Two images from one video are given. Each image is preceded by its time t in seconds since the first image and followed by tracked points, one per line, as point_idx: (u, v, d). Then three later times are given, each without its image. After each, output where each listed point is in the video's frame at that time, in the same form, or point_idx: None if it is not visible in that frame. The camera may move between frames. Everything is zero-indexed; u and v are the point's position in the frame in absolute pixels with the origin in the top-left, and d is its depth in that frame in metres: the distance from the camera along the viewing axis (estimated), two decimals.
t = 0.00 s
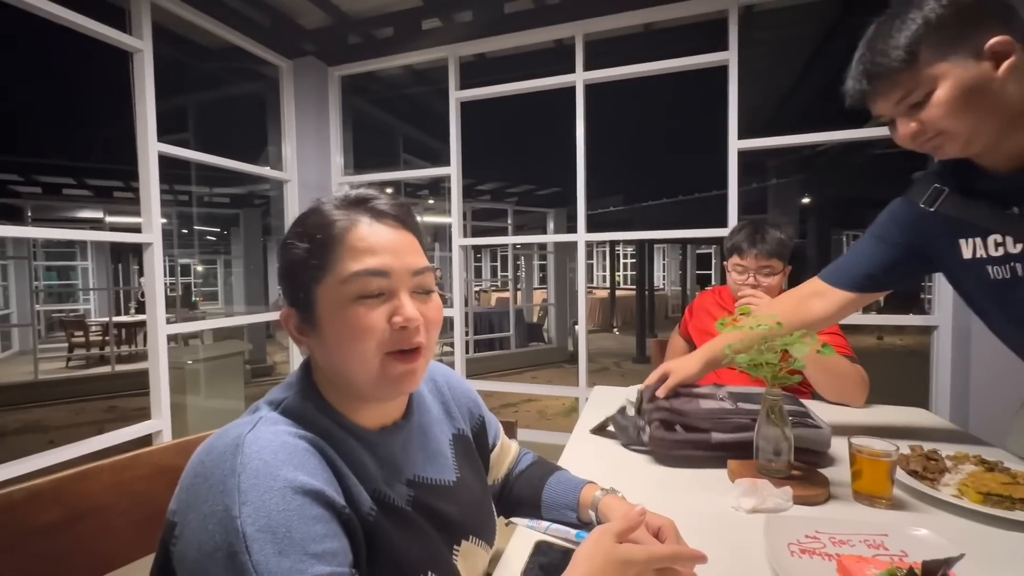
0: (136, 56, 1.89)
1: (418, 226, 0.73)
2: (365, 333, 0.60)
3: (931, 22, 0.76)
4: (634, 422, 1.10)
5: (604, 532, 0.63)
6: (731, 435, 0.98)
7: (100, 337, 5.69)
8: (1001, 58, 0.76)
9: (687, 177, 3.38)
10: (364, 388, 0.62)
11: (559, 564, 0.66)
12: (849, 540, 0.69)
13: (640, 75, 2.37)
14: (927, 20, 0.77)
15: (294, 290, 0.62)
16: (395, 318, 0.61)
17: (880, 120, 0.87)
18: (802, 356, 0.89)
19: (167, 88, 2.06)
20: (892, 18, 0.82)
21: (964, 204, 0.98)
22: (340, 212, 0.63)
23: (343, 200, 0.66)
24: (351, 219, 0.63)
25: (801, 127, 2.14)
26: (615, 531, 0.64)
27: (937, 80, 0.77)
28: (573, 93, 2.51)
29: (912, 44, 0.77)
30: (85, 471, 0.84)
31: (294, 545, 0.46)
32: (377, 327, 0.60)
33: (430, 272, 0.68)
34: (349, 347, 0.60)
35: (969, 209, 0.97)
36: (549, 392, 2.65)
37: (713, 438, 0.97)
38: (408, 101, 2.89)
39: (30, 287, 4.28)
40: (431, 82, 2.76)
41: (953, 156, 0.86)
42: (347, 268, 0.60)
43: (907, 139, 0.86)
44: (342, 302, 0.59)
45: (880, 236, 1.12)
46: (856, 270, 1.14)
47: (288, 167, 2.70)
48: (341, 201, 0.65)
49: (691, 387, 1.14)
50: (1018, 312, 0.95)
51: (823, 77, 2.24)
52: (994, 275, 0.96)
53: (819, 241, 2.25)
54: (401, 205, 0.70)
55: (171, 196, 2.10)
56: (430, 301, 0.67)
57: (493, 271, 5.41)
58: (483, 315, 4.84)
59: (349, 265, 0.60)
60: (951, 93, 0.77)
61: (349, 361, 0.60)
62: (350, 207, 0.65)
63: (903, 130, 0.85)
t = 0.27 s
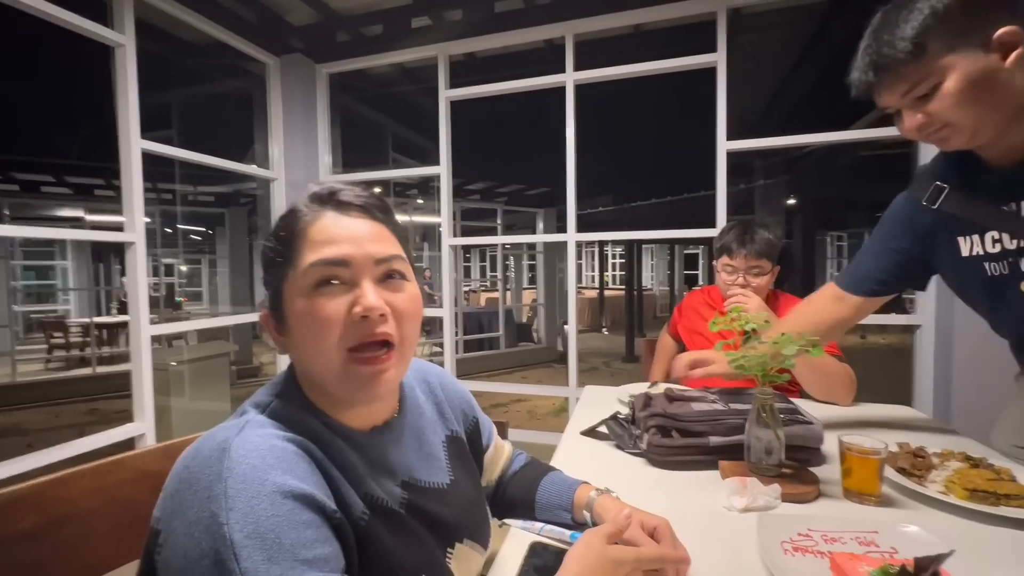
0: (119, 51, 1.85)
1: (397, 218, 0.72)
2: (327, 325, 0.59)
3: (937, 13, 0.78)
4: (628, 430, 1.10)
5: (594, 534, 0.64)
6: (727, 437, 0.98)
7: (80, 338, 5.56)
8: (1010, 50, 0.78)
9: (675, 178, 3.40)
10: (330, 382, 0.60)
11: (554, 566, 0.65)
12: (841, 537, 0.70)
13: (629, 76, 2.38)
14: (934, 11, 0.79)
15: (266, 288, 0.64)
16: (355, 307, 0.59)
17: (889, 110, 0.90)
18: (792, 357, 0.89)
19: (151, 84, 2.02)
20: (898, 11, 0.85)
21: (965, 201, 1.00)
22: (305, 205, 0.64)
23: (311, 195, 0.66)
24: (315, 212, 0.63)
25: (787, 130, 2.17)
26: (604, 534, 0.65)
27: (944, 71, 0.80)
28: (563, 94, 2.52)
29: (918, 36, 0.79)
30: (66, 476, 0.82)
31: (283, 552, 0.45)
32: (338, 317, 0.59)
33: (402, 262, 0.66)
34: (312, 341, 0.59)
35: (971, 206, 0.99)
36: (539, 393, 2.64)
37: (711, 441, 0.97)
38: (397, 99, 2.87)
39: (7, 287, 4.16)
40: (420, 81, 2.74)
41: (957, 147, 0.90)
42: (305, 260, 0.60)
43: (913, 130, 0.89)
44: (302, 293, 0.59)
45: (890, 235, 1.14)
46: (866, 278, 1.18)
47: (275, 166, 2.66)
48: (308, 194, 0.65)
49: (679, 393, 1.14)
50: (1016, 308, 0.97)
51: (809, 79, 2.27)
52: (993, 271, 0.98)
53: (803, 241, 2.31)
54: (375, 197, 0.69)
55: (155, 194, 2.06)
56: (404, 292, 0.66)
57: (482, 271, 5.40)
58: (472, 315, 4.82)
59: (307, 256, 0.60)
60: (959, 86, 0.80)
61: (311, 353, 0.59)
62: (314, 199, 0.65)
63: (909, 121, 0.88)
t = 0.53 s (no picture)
0: (93, 45, 1.80)
1: (387, 221, 0.70)
2: (316, 338, 0.58)
3: (935, 24, 0.78)
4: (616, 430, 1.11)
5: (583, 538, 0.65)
6: (713, 436, 1.00)
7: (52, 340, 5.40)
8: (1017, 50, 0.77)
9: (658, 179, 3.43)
10: (316, 394, 0.60)
11: (545, 568, 0.65)
12: (824, 534, 0.71)
13: (614, 78, 2.40)
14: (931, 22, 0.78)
15: (253, 294, 0.62)
16: (345, 321, 0.59)
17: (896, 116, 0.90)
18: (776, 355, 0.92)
19: (127, 79, 1.97)
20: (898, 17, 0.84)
21: (969, 201, 1.02)
22: (294, 210, 0.62)
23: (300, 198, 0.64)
24: (303, 217, 0.61)
25: (767, 133, 2.22)
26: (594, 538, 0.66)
27: (946, 80, 0.79)
28: (549, 95, 2.53)
29: (919, 46, 0.79)
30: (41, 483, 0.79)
31: (273, 561, 0.45)
32: (327, 331, 0.58)
33: (396, 270, 0.65)
34: (300, 353, 0.58)
35: (976, 203, 1.02)
36: (524, 393, 2.65)
37: (697, 441, 0.99)
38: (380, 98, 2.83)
39: None
40: (405, 80, 2.73)
41: (971, 147, 0.89)
42: (295, 270, 0.59)
43: (924, 133, 0.89)
44: (290, 303, 0.58)
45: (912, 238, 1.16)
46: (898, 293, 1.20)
47: (256, 164, 2.62)
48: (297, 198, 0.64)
49: (665, 394, 1.16)
50: (1004, 304, 1.00)
51: (788, 84, 2.32)
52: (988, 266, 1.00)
53: (784, 241, 2.29)
54: (366, 200, 0.67)
55: (132, 192, 2.01)
56: (396, 302, 0.65)
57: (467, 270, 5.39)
58: (457, 316, 4.81)
59: (297, 266, 0.59)
60: (963, 91, 0.79)
61: (298, 364, 0.59)
62: (303, 203, 0.63)
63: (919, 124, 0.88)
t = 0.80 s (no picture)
0: (72, 41, 1.76)
1: (388, 233, 0.70)
2: (326, 348, 0.58)
3: (916, 47, 0.81)
4: (603, 432, 1.12)
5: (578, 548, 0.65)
6: (699, 437, 1.01)
7: (27, 342, 5.26)
8: (994, 65, 0.78)
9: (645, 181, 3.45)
10: (321, 404, 0.59)
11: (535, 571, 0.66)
12: (807, 533, 0.73)
13: (601, 81, 2.41)
14: (914, 45, 0.81)
15: (253, 300, 0.60)
16: (357, 333, 0.59)
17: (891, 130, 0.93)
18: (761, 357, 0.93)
19: (108, 76, 1.93)
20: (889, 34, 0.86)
21: (969, 201, 1.02)
22: (300, 218, 0.60)
23: (305, 205, 0.62)
24: (311, 226, 0.59)
25: (751, 136, 2.25)
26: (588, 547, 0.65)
27: (927, 99, 0.82)
28: (537, 96, 2.53)
29: (902, 69, 0.83)
30: (18, 494, 0.77)
31: (265, 569, 0.45)
32: (338, 342, 0.58)
33: (399, 282, 0.66)
34: (308, 362, 0.58)
35: (974, 203, 1.01)
36: (513, 394, 2.65)
37: (683, 442, 1.00)
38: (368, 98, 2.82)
39: None
40: (392, 80, 2.71)
41: (965, 154, 0.91)
42: (308, 281, 0.57)
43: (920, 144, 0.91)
44: (299, 315, 0.57)
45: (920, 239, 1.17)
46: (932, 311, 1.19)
47: (241, 164, 2.58)
48: (302, 205, 0.62)
49: (652, 395, 1.17)
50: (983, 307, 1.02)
51: (773, 88, 2.35)
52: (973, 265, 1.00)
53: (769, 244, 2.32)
54: (369, 213, 0.66)
55: (112, 191, 1.97)
56: (399, 313, 0.65)
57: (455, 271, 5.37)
58: (444, 316, 4.79)
59: (310, 277, 0.57)
60: (945, 108, 0.82)
61: (305, 374, 0.58)
62: (309, 211, 0.61)
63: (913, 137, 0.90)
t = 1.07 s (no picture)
0: (53, 37, 1.73)
1: (389, 243, 0.69)
2: (336, 354, 0.57)
3: (903, 47, 0.82)
4: (591, 432, 1.13)
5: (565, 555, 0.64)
6: (685, 437, 1.02)
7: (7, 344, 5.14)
8: (975, 65, 0.80)
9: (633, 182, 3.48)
10: (328, 409, 0.59)
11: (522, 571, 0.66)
12: (789, 530, 0.74)
13: (590, 82, 2.43)
14: (904, 48, 0.82)
15: (256, 303, 0.57)
16: (367, 339, 0.59)
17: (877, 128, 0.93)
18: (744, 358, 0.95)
19: (90, 73, 1.90)
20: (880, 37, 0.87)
21: (957, 197, 1.00)
22: (313, 225, 0.59)
23: (315, 211, 0.61)
24: (325, 235, 0.58)
25: (737, 139, 2.28)
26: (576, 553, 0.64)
27: (916, 96, 0.82)
28: (526, 97, 2.54)
29: (891, 69, 0.84)
30: None
31: (256, 570, 0.45)
32: (349, 348, 0.58)
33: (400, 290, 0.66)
34: (318, 368, 0.57)
35: (959, 200, 1.00)
36: (501, 394, 2.65)
37: (669, 441, 1.01)
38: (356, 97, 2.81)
39: None
40: (381, 79, 2.70)
41: (948, 153, 0.92)
42: (323, 288, 0.57)
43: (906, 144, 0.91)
44: (312, 322, 0.56)
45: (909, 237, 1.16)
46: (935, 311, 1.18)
47: (227, 162, 2.55)
48: (314, 213, 0.61)
49: (638, 395, 1.18)
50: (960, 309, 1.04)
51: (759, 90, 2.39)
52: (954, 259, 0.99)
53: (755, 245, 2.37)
54: (375, 224, 0.66)
55: (94, 189, 1.93)
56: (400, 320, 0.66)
57: (444, 271, 5.36)
58: (433, 317, 4.77)
59: (325, 284, 0.57)
60: (933, 104, 0.82)
61: (315, 381, 0.58)
62: (320, 220, 0.60)
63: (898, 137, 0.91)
